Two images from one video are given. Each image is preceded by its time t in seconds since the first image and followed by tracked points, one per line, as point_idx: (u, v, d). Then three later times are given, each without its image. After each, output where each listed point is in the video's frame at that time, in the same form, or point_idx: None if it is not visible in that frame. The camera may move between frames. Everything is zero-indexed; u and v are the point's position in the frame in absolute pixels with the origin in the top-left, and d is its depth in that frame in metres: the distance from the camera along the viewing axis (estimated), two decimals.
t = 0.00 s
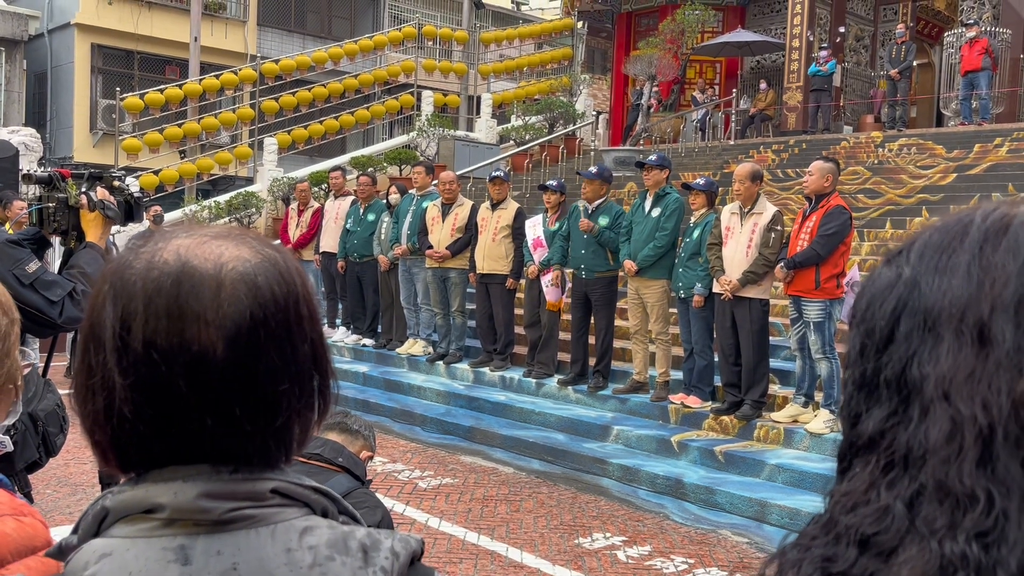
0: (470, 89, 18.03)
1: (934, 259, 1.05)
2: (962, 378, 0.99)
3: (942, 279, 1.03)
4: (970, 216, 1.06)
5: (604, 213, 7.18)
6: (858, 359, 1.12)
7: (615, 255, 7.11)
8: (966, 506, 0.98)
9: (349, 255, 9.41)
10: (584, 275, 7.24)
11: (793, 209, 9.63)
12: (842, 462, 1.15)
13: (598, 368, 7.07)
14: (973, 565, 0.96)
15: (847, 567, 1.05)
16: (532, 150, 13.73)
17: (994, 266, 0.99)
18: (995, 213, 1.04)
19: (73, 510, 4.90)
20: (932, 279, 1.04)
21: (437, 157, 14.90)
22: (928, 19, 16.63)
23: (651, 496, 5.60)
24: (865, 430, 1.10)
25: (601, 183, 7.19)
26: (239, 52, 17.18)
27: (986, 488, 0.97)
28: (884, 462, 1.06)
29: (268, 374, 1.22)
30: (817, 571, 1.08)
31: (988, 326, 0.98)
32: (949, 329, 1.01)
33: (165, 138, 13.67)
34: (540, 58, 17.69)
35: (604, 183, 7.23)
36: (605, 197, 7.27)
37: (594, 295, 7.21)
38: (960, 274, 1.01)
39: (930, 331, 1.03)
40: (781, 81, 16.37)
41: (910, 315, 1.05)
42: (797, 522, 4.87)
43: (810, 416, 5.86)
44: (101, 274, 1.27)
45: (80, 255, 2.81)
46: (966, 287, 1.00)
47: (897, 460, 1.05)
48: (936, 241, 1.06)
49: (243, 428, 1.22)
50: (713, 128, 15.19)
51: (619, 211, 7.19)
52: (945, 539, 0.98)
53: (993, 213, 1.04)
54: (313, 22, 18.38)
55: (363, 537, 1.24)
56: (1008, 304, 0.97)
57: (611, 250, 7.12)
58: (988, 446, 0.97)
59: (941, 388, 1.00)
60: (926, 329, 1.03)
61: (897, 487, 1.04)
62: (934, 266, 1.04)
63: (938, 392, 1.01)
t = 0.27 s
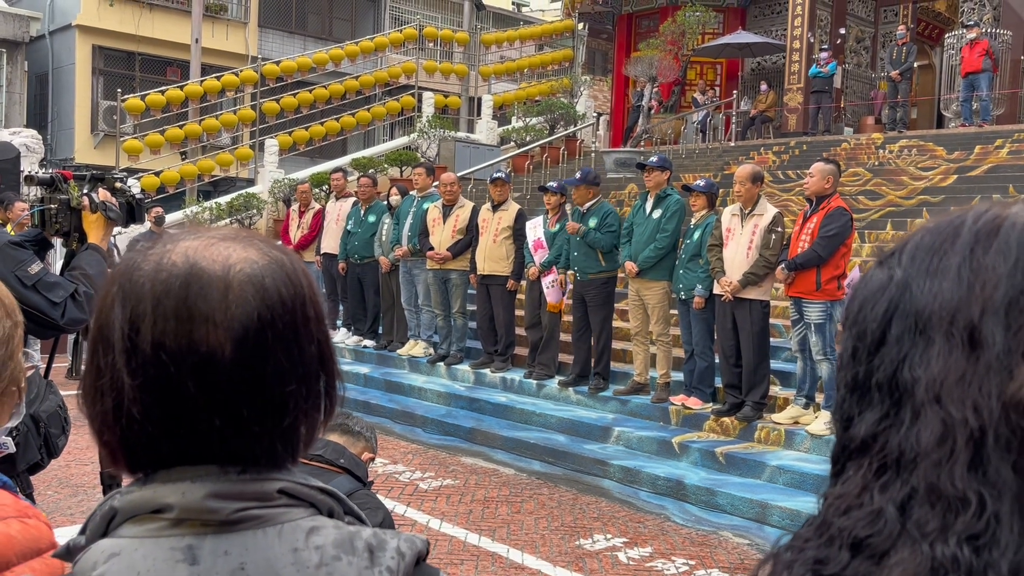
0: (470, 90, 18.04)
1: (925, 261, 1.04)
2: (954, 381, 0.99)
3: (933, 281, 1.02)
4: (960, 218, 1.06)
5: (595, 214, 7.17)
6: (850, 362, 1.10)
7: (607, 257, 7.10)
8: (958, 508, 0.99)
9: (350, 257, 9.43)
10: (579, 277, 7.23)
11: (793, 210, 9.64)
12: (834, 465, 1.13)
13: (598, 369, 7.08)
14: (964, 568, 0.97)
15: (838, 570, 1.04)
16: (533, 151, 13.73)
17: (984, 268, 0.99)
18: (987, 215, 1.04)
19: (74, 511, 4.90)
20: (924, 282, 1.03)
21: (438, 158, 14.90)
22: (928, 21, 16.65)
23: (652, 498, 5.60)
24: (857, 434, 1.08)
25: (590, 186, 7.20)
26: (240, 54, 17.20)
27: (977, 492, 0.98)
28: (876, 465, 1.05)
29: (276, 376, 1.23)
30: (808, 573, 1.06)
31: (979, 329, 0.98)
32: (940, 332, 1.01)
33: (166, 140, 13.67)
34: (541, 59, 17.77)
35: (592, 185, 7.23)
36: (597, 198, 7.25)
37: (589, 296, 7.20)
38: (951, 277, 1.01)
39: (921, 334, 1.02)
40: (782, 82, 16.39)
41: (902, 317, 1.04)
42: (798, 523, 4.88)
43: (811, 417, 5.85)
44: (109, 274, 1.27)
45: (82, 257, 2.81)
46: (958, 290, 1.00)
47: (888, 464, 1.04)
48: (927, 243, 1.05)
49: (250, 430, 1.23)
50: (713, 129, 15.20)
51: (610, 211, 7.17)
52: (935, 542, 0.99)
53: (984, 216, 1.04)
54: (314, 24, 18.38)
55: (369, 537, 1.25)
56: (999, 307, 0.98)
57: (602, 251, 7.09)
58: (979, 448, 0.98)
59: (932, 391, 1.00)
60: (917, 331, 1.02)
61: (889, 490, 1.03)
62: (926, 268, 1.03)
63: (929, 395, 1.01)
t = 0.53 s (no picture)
0: (471, 91, 18.07)
1: (919, 259, 1.02)
2: (949, 379, 0.98)
3: (928, 279, 1.01)
4: (955, 217, 1.04)
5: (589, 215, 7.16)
6: (845, 360, 1.09)
7: (601, 257, 7.09)
8: (953, 507, 0.98)
9: (351, 258, 9.44)
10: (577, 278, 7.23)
11: (794, 211, 9.65)
12: (831, 464, 1.13)
13: (598, 370, 7.08)
14: (958, 566, 0.96)
15: (833, 568, 1.03)
16: (534, 152, 13.75)
17: (979, 267, 0.98)
18: (982, 213, 1.02)
19: (76, 512, 4.91)
20: (918, 280, 1.01)
21: (439, 159, 14.91)
22: (928, 22, 16.68)
23: (653, 499, 5.60)
24: (852, 433, 1.07)
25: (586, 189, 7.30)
26: (241, 55, 17.21)
27: (972, 490, 0.97)
28: (872, 465, 1.04)
29: (282, 376, 1.23)
30: (804, 570, 1.05)
31: (973, 327, 0.97)
32: (934, 330, 0.99)
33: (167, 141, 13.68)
34: (541, 61, 17.75)
35: (586, 187, 7.33)
36: (591, 199, 7.27)
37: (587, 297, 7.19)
38: (944, 276, 1.00)
39: (916, 332, 1.01)
40: (782, 83, 16.42)
41: (896, 316, 1.02)
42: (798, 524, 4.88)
43: (812, 419, 5.84)
44: (119, 273, 1.28)
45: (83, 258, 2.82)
46: (952, 289, 0.99)
47: (884, 463, 1.03)
48: (922, 241, 1.03)
49: (257, 428, 1.23)
50: (714, 130, 15.22)
51: (603, 211, 7.13)
52: (930, 539, 0.98)
53: (979, 214, 1.02)
54: (315, 25, 18.39)
55: (374, 537, 1.25)
56: (994, 304, 0.96)
57: (595, 252, 7.08)
58: (974, 447, 0.97)
59: (926, 390, 0.99)
60: (912, 330, 1.01)
61: (885, 489, 1.02)
62: (920, 267, 1.02)
63: (924, 394, 0.99)
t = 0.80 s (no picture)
0: (472, 92, 18.08)
1: (917, 258, 1.03)
2: (946, 375, 0.98)
3: (925, 278, 1.01)
4: (954, 216, 1.05)
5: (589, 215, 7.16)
6: (846, 358, 1.10)
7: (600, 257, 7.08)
8: (952, 501, 0.97)
9: (352, 259, 9.45)
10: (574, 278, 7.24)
11: (795, 212, 9.66)
12: (832, 462, 1.13)
13: (599, 371, 7.08)
14: (957, 561, 0.95)
15: (833, 564, 1.03)
16: (534, 153, 13.74)
17: (976, 264, 0.98)
18: (979, 212, 1.02)
19: (78, 512, 4.91)
20: (916, 279, 1.02)
21: (440, 160, 14.91)
22: (929, 22, 16.69)
23: (654, 499, 5.60)
24: (852, 430, 1.08)
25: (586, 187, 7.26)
26: (242, 56, 17.22)
27: (971, 485, 0.96)
28: (871, 461, 1.04)
29: (288, 376, 1.23)
30: (803, 567, 1.06)
31: (970, 324, 0.97)
32: (931, 327, 1.00)
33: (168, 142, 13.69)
34: (542, 61, 17.76)
35: (588, 186, 7.30)
36: (591, 199, 7.27)
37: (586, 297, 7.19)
38: (942, 274, 1.00)
39: (913, 330, 1.01)
40: (783, 84, 16.43)
41: (895, 313, 1.03)
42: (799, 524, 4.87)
43: (813, 419, 5.84)
44: (128, 273, 1.28)
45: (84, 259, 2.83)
46: (949, 286, 0.99)
47: (883, 460, 1.03)
48: (920, 241, 1.04)
49: (263, 428, 1.23)
50: (715, 131, 15.22)
51: (604, 211, 7.13)
52: (929, 534, 0.97)
53: (976, 213, 1.03)
54: (315, 26, 18.40)
55: (380, 536, 1.25)
56: (989, 302, 0.96)
57: (594, 251, 7.07)
58: (972, 443, 0.97)
59: (923, 385, 0.99)
60: (910, 328, 1.02)
61: (884, 485, 1.02)
62: (917, 265, 1.03)
63: (921, 390, 1.00)
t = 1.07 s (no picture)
0: (472, 92, 18.08)
1: (924, 259, 1.03)
2: (953, 375, 0.98)
3: (932, 278, 1.01)
4: (960, 218, 1.05)
5: (590, 215, 7.16)
6: (851, 359, 1.09)
7: (601, 256, 7.08)
8: (959, 502, 0.97)
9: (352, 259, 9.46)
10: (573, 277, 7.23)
11: (795, 212, 9.66)
12: (837, 462, 1.12)
13: (599, 371, 7.09)
14: (965, 562, 0.95)
15: (840, 565, 1.03)
16: (535, 153, 13.73)
17: (983, 266, 0.98)
18: (986, 214, 1.03)
19: (79, 512, 4.92)
20: (923, 280, 1.02)
21: (440, 160, 14.90)
22: (929, 22, 16.69)
23: (654, 499, 5.60)
24: (858, 431, 1.07)
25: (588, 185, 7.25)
26: (242, 56, 17.22)
27: (978, 486, 0.96)
28: (879, 462, 1.04)
29: (286, 377, 1.23)
30: (810, 568, 1.05)
31: (977, 324, 0.97)
32: (939, 328, 0.99)
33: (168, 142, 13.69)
34: (542, 61, 17.76)
35: (592, 185, 7.30)
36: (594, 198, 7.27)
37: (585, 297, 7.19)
38: (949, 275, 1.00)
39: (920, 330, 1.01)
40: (783, 84, 16.43)
41: (901, 315, 1.03)
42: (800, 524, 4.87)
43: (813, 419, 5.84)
44: (126, 273, 1.28)
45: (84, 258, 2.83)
46: (957, 288, 0.99)
47: (890, 460, 1.03)
48: (927, 242, 1.04)
49: (261, 429, 1.23)
50: (715, 131, 15.22)
51: (606, 212, 7.14)
52: (937, 534, 0.97)
53: (983, 215, 1.03)
54: (316, 26, 18.41)
55: (377, 536, 1.26)
56: (997, 302, 0.96)
57: (594, 250, 7.08)
58: (979, 443, 0.96)
59: (931, 386, 0.99)
60: (917, 328, 1.01)
61: (892, 486, 1.02)
62: (925, 266, 1.02)
63: (928, 391, 0.99)
